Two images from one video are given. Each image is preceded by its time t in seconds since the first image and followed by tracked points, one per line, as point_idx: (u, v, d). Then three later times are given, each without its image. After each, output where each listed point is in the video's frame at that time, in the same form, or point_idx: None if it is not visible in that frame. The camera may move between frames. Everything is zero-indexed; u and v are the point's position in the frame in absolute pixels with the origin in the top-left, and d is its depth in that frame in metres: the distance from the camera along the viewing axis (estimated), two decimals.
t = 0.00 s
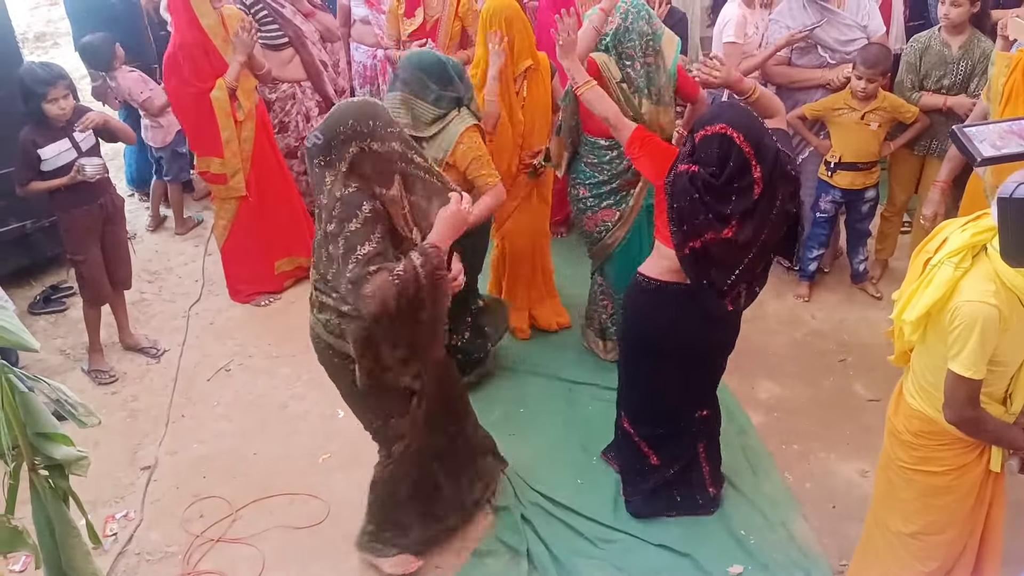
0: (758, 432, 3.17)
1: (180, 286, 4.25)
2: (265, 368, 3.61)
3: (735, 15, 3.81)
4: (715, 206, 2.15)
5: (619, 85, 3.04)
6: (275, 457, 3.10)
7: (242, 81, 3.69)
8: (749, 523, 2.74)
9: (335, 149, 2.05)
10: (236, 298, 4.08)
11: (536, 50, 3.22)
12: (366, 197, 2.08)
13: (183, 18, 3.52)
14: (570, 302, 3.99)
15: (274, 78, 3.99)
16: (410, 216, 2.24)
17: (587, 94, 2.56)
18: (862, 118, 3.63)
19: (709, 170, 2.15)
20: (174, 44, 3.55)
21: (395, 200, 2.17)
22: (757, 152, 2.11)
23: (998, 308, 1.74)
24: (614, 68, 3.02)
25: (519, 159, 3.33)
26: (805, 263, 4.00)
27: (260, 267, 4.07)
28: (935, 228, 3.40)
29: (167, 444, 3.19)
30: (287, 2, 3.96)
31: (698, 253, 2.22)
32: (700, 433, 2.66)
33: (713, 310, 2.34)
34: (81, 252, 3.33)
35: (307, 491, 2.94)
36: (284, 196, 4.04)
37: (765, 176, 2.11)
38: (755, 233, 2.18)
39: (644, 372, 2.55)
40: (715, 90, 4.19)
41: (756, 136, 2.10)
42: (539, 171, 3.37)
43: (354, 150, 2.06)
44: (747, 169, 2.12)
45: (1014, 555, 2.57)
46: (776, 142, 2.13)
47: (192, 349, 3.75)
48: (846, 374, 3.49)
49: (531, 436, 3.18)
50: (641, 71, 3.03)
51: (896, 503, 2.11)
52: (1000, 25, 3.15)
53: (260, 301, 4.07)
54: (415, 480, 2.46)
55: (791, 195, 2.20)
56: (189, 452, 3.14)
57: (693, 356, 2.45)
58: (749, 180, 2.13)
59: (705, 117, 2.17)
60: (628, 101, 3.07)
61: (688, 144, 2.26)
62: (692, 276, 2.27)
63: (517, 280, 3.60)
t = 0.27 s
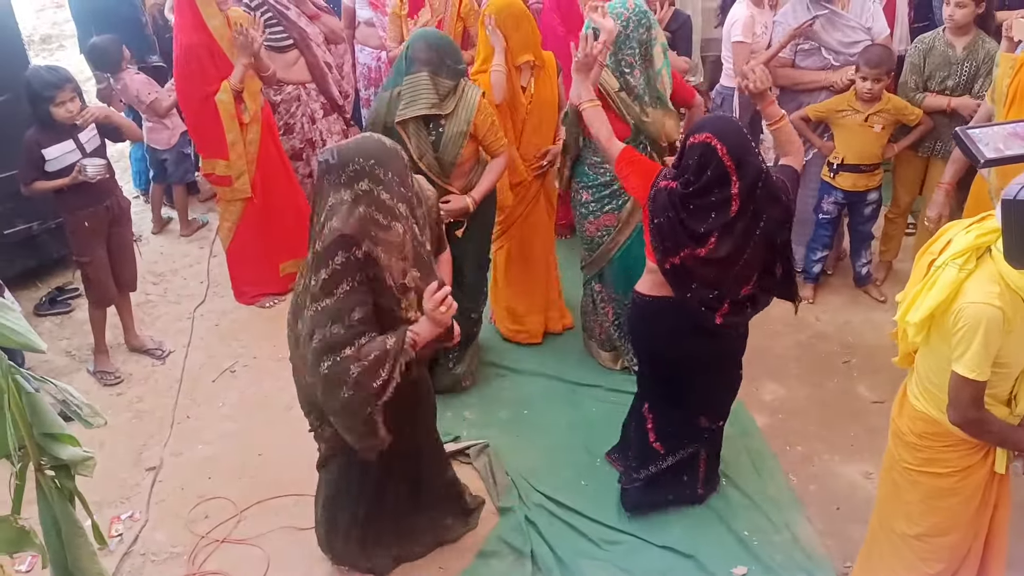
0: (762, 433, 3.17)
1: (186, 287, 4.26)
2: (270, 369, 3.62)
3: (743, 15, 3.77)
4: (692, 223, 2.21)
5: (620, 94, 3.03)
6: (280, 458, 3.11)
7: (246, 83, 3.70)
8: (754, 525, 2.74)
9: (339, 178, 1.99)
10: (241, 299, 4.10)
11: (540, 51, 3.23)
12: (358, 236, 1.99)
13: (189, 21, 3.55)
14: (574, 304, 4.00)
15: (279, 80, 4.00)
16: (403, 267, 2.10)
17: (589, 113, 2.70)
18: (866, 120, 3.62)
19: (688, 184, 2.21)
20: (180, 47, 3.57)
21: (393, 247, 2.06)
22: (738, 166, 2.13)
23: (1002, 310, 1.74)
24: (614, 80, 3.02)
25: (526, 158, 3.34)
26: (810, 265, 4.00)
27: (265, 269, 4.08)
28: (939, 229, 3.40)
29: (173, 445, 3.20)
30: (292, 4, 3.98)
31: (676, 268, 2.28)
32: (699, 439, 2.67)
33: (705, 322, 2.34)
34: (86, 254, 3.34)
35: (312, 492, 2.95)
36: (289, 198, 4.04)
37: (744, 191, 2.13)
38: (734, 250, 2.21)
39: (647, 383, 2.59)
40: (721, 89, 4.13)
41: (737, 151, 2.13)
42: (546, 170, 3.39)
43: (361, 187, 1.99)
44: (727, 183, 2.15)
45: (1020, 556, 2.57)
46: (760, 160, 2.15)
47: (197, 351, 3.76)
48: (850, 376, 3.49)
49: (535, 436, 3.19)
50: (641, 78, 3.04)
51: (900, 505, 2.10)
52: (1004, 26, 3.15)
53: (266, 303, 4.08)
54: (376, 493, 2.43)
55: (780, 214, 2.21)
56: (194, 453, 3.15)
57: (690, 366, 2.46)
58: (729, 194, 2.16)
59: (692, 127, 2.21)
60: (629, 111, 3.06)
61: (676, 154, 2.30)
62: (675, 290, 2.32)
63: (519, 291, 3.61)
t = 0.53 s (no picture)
0: (770, 434, 3.16)
1: (194, 288, 4.28)
2: (278, 370, 3.63)
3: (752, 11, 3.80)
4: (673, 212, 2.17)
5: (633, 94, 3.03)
6: (288, 458, 3.12)
7: (254, 85, 3.72)
8: (761, 525, 2.73)
9: (384, 226, 1.97)
10: (249, 300, 4.11)
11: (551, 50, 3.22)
12: (417, 284, 1.99)
13: (197, 23, 3.55)
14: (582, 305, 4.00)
15: (287, 82, 4.01)
16: (462, 307, 2.09)
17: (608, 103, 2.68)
18: (874, 120, 3.61)
19: (673, 169, 2.18)
20: (187, 48, 3.57)
21: (448, 291, 2.06)
22: (718, 157, 2.08)
23: (1010, 309, 1.74)
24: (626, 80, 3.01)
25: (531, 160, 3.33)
26: (818, 266, 3.99)
27: (274, 269, 4.09)
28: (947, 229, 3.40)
29: (181, 445, 3.20)
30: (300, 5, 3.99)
31: (659, 257, 2.26)
32: (694, 445, 2.66)
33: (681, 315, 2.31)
34: (95, 254, 3.36)
35: (319, 492, 2.95)
36: (297, 199, 4.05)
37: (723, 182, 2.08)
38: (715, 244, 2.15)
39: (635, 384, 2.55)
40: (730, 87, 4.13)
41: (718, 140, 2.07)
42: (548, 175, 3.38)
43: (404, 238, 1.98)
44: (705, 173, 2.10)
45: None
46: (742, 151, 2.08)
47: (205, 351, 3.77)
48: (858, 377, 3.48)
49: (542, 437, 3.19)
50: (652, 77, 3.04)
51: (909, 504, 2.10)
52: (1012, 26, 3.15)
53: (273, 303, 4.09)
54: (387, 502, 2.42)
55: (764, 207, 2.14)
56: (202, 453, 3.16)
57: (670, 363, 2.43)
58: (708, 185, 2.10)
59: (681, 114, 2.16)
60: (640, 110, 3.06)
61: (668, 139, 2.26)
62: (656, 277, 2.30)
63: (522, 294, 3.57)
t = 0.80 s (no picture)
0: (778, 436, 3.16)
1: (202, 289, 4.29)
2: (285, 371, 3.64)
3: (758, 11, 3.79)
4: (653, 217, 2.20)
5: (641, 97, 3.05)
6: (295, 459, 3.13)
7: (261, 87, 3.72)
8: (768, 527, 2.73)
9: (445, 255, 1.93)
10: (256, 302, 4.12)
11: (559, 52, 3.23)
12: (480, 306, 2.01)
13: (204, 26, 3.56)
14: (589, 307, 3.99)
15: (295, 84, 4.04)
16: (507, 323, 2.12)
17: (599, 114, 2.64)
18: (882, 122, 3.61)
19: (658, 178, 2.19)
20: (193, 52, 3.59)
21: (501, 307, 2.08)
22: (699, 165, 2.08)
23: (1019, 310, 1.74)
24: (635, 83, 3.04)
25: (539, 159, 3.35)
26: (826, 268, 3.98)
27: (281, 271, 4.10)
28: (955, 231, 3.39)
29: (189, 446, 3.22)
30: (308, 8, 4.00)
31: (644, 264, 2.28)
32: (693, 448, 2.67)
33: (661, 323, 2.33)
34: (104, 256, 3.37)
35: (326, 493, 2.96)
36: (303, 201, 4.05)
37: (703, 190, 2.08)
38: (699, 252, 2.17)
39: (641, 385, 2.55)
40: (737, 90, 4.12)
41: (700, 148, 2.06)
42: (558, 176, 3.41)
43: (448, 273, 1.94)
44: (686, 179, 2.11)
45: None
46: (724, 161, 2.07)
47: (213, 352, 3.78)
48: (865, 379, 3.47)
49: (548, 438, 3.19)
50: (661, 80, 3.07)
51: (916, 506, 2.10)
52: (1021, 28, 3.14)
53: (281, 305, 4.11)
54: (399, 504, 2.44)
55: (748, 215, 2.14)
56: (210, 454, 3.17)
57: (666, 366, 2.42)
58: (690, 192, 2.11)
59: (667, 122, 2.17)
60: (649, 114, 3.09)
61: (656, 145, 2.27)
62: (642, 282, 2.32)
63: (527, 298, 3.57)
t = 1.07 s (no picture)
0: (785, 438, 3.15)
1: (209, 291, 4.30)
2: (291, 373, 3.64)
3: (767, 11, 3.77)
4: (654, 225, 2.16)
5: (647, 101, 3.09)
6: (302, 460, 3.14)
7: (269, 88, 3.73)
8: (775, 530, 2.73)
9: (491, 249, 1.95)
10: (263, 303, 4.14)
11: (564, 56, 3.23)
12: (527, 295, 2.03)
13: (212, 28, 3.58)
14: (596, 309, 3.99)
15: (302, 86, 4.04)
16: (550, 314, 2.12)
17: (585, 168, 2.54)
18: (888, 125, 3.61)
19: (658, 183, 2.17)
20: (203, 55, 3.62)
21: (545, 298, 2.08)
22: (694, 167, 2.05)
23: None
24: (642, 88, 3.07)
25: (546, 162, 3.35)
26: (832, 270, 3.97)
27: (289, 273, 4.11)
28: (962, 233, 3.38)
29: (196, 447, 3.22)
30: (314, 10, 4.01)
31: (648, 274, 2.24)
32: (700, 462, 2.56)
33: (666, 335, 2.29)
34: (111, 258, 3.38)
35: (333, 494, 2.97)
36: (310, 202, 4.05)
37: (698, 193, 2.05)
38: (699, 258, 2.12)
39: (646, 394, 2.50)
40: (743, 91, 4.10)
41: (695, 151, 2.03)
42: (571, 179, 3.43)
43: (494, 267, 1.97)
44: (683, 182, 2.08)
45: None
46: (720, 164, 2.04)
47: (220, 354, 3.79)
48: (872, 381, 3.47)
49: (554, 440, 3.19)
50: (669, 84, 3.11)
51: (923, 507, 2.09)
52: None
53: (288, 306, 4.12)
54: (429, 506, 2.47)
55: (746, 215, 2.11)
56: (217, 455, 3.18)
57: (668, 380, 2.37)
58: (687, 195, 2.08)
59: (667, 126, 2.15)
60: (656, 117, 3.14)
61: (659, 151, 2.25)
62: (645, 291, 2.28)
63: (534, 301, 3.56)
